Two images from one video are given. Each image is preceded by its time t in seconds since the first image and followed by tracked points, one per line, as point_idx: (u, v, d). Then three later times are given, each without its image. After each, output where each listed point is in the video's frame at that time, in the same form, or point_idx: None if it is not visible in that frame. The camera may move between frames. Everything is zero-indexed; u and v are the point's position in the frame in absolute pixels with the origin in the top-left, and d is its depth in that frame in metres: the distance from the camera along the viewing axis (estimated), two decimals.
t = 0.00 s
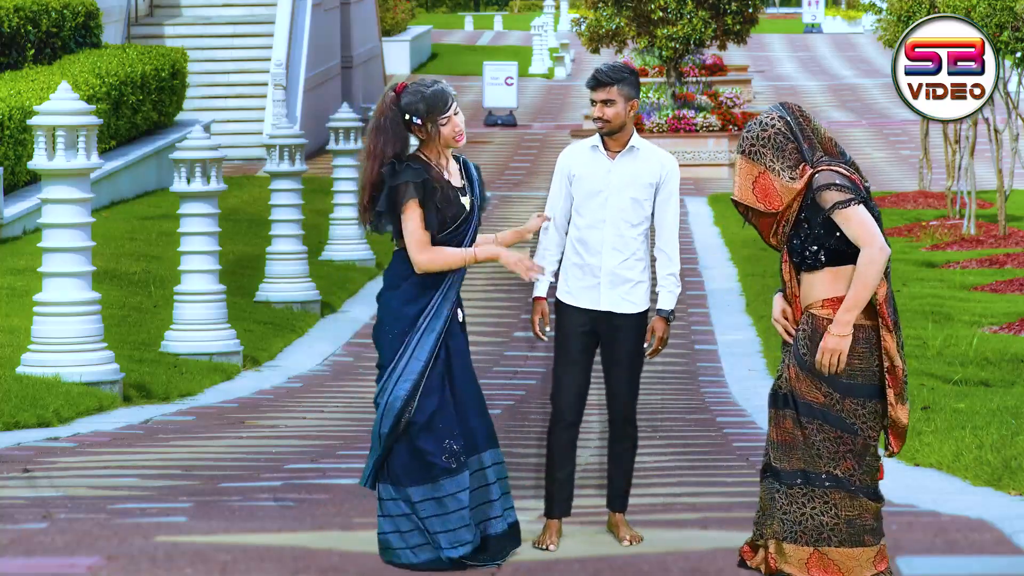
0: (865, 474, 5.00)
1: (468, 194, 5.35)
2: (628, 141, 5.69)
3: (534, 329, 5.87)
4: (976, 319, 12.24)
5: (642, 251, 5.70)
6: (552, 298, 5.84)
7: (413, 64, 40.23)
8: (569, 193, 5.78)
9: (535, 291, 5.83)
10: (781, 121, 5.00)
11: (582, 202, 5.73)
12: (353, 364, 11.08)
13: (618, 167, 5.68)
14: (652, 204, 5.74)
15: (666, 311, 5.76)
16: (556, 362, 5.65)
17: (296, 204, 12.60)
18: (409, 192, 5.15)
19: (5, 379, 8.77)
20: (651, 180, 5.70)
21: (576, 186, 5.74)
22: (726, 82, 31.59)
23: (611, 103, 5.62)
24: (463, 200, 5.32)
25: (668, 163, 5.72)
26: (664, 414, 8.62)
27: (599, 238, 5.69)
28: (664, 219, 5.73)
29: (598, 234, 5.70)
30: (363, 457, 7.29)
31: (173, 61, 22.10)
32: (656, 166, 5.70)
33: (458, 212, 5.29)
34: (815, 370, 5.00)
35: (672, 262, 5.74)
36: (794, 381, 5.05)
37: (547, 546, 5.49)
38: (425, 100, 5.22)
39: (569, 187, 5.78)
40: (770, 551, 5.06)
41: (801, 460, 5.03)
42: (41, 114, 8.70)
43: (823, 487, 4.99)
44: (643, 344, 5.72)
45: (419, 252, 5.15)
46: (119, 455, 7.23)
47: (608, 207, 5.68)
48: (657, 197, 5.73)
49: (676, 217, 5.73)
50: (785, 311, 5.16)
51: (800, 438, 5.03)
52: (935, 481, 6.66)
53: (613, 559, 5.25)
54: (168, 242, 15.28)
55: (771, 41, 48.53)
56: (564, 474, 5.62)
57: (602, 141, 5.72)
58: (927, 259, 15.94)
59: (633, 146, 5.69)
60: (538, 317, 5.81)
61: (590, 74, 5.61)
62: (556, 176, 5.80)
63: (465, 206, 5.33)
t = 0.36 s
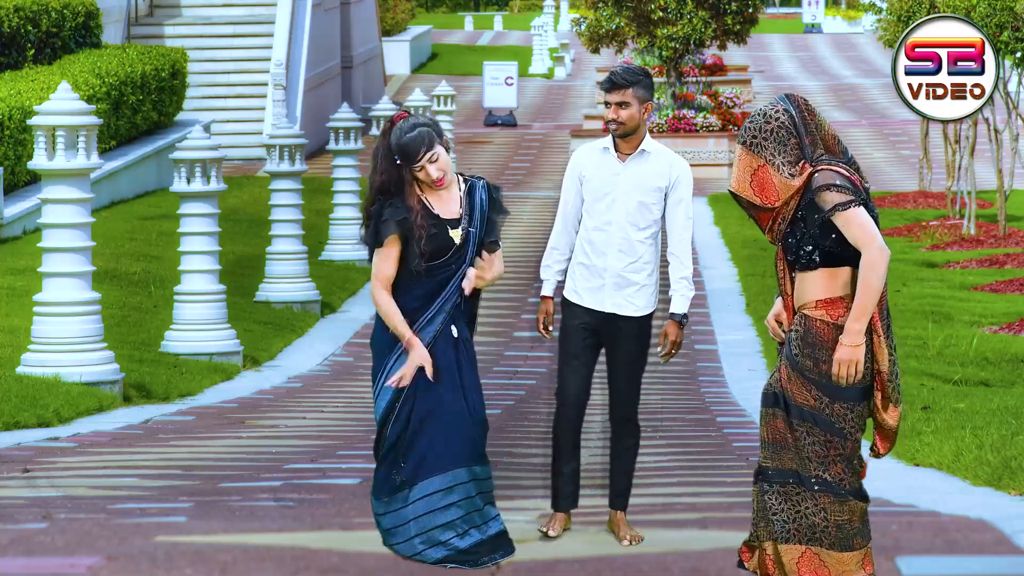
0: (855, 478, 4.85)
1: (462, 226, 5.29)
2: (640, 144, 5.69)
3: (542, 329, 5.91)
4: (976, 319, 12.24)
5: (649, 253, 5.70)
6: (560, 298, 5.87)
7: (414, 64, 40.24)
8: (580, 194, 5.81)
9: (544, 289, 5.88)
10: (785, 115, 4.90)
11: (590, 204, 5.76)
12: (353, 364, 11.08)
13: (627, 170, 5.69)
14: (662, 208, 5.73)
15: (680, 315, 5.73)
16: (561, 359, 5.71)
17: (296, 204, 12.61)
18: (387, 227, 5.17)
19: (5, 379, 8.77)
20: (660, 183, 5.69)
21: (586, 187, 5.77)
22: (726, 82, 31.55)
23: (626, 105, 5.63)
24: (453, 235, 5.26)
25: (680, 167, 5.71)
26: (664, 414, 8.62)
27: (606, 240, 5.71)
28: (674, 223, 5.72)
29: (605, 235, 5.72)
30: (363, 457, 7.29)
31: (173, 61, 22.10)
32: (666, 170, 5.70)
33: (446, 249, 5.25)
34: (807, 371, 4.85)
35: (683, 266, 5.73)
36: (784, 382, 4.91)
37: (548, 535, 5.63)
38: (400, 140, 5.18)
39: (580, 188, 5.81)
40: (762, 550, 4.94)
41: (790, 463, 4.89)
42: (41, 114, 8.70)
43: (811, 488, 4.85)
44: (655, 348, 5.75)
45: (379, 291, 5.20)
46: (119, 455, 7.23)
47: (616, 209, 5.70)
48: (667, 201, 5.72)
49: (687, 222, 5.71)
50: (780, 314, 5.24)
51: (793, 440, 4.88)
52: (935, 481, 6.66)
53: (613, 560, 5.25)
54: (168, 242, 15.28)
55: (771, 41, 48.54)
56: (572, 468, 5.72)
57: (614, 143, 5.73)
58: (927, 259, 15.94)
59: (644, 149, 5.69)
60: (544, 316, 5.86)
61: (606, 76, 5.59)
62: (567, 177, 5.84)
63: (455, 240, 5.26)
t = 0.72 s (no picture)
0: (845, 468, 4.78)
1: (444, 216, 5.89)
2: (637, 145, 5.72)
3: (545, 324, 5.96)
4: (975, 319, 12.24)
5: (647, 254, 5.74)
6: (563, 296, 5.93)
7: (414, 65, 40.24)
8: (578, 194, 5.85)
9: (545, 287, 5.92)
10: (764, 99, 4.82)
11: (590, 205, 5.80)
12: (353, 364, 11.08)
13: (625, 171, 5.73)
14: (660, 208, 5.77)
15: (680, 312, 5.77)
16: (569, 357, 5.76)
17: (295, 204, 12.62)
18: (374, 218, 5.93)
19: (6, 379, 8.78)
20: (658, 184, 5.73)
21: (585, 187, 5.81)
22: (726, 83, 31.46)
23: (626, 107, 5.63)
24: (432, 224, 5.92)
25: (678, 167, 5.76)
26: (664, 414, 8.61)
27: (605, 240, 5.76)
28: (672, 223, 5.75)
29: (605, 235, 5.76)
30: (363, 457, 7.29)
31: (173, 61, 22.10)
32: (664, 171, 5.74)
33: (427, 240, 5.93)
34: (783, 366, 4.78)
35: (682, 265, 5.78)
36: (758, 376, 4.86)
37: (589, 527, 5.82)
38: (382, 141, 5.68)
39: (579, 189, 5.85)
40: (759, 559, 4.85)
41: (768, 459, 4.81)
42: (41, 114, 8.70)
43: (787, 484, 4.78)
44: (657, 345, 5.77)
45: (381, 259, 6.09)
46: (119, 455, 7.23)
47: (614, 209, 5.74)
48: (664, 200, 5.76)
49: (684, 221, 5.75)
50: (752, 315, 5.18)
51: (775, 435, 4.80)
52: (934, 480, 6.66)
53: (614, 560, 5.24)
54: (168, 242, 15.28)
55: (771, 41, 48.53)
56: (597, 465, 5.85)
57: (611, 144, 5.76)
58: (927, 259, 15.94)
59: (643, 150, 5.73)
60: (546, 312, 5.90)
61: (605, 78, 5.58)
62: (565, 176, 5.87)
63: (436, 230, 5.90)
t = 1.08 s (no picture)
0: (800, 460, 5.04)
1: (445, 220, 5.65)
2: (626, 143, 5.76)
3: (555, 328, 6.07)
4: (975, 319, 12.24)
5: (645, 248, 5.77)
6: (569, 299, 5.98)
7: (414, 65, 40.25)
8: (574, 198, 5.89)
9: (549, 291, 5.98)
10: (722, 91, 5.07)
11: (584, 205, 5.83)
12: (353, 364, 11.08)
13: (616, 170, 5.76)
14: (653, 203, 5.78)
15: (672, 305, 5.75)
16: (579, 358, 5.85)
17: (295, 204, 12.62)
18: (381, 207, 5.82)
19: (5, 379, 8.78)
20: (649, 179, 5.75)
21: (578, 189, 5.85)
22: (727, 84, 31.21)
23: (615, 107, 5.67)
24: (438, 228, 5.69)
25: (667, 162, 5.78)
26: (663, 415, 8.61)
27: (603, 239, 5.80)
28: (667, 217, 5.77)
29: (602, 234, 5.80)
30: (363, 457, 7.29)
31: (173, 61, 22.11)
32: (654, 166, 5.76)
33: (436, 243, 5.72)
34: (744, 364, 5.07)
35: (676, 257, 5.74)
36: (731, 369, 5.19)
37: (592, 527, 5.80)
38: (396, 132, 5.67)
39: (574, 192, 5.88)
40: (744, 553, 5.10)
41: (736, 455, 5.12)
42: (41, 114, 8.70)
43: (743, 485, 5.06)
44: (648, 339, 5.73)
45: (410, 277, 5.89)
46: (119, 455, 7.23)
47: (608, 209, 5.77)
48: (658, 195, 5.77)
49: (677, 213, 5.76)
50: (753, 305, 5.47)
51: (737, 435, 5.10)
52: (934, 481, 6.65)
53: (614, 560, 5.23)
54: (168, 242, 15.28)
55: (771, 41, 48.54)
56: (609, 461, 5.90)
57: (601, 145, 5.80)
58: (926, 259, 15.94)
59: (631, 148, 5.76)
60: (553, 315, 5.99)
61: (592, 80, 5.63)
62: (559, 180, 5.92)
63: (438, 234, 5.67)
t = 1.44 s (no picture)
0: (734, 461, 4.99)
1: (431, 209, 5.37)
2: (621, 144, 5.82)
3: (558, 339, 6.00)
4: (975, 319, 12.24)
5: (648, 247, 5.80)
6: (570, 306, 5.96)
7: (414, 65, 40.25)
8: (572, 202, 5.89)
9: (554, 303, 5.94)
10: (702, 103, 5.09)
11: (586, 209, 5.84)
12: (353, 364, 11.08)
13: (615, 170, 5.79)
14: (652, 201, 5.83)
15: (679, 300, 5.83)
16: (585, 358, 5.83)
17: (295, 204, 12.62)
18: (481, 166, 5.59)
19: (6, 379, 8.78)
20: (648, 177, 5.80)
21: (578, 193, 5.85)
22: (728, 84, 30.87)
23: (617, 107, 5.74)
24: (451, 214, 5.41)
25: (662, 161, 5.85)
26: (663, 414, 8.61)
27: (607, 240, 5.80)
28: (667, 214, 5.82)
29: (605, 235, 5.81)
30: (363, 457, 7.30)
31: (173, 61, 22.11)
32: (650, 165, 5.82)
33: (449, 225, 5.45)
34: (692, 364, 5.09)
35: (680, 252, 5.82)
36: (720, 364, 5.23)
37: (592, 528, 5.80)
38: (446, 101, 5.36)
39: (571, 196, 5.89)
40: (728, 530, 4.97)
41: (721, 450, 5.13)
42: (41, 113, 8.70)
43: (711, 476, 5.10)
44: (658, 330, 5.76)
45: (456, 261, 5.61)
46: (119, 455, 7.23)
47: (611, 209, 5.79)
48: (657, 194, 5.82)
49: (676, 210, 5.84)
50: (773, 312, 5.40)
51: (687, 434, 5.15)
52: (935, 480, 6.65)
53: (614, 560, 5.23)
54: (168, 242, 15.28)
55: (771, 41, 48.53)
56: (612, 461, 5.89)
57: (595, 148, 5.83)
58: (927, 259, 15.95)
59: (627, 149, 5.82)
60: (558, 327, 5.94)
61: (597, 80, 5.66)
62: (555, 187, 5.91)
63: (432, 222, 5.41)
